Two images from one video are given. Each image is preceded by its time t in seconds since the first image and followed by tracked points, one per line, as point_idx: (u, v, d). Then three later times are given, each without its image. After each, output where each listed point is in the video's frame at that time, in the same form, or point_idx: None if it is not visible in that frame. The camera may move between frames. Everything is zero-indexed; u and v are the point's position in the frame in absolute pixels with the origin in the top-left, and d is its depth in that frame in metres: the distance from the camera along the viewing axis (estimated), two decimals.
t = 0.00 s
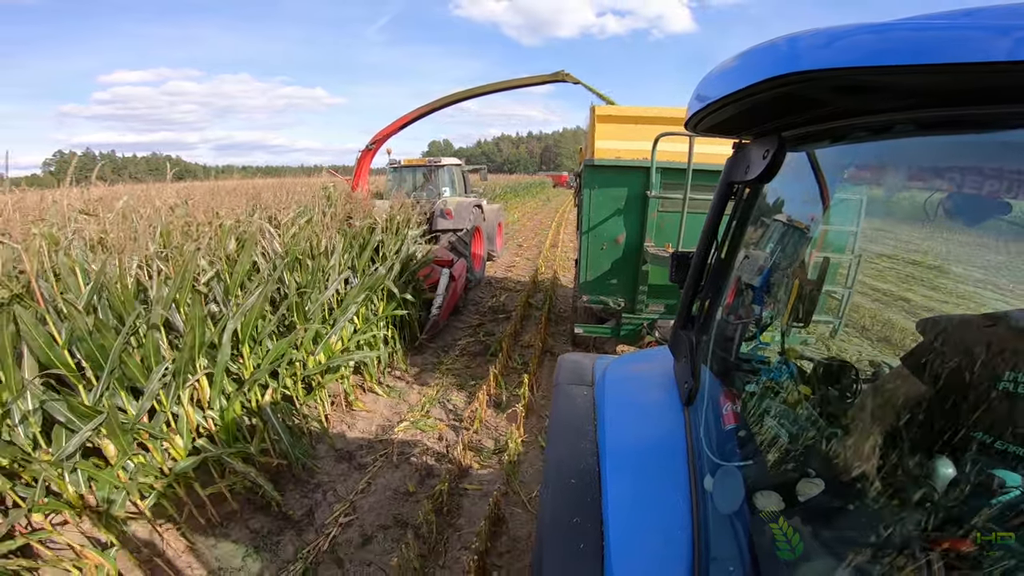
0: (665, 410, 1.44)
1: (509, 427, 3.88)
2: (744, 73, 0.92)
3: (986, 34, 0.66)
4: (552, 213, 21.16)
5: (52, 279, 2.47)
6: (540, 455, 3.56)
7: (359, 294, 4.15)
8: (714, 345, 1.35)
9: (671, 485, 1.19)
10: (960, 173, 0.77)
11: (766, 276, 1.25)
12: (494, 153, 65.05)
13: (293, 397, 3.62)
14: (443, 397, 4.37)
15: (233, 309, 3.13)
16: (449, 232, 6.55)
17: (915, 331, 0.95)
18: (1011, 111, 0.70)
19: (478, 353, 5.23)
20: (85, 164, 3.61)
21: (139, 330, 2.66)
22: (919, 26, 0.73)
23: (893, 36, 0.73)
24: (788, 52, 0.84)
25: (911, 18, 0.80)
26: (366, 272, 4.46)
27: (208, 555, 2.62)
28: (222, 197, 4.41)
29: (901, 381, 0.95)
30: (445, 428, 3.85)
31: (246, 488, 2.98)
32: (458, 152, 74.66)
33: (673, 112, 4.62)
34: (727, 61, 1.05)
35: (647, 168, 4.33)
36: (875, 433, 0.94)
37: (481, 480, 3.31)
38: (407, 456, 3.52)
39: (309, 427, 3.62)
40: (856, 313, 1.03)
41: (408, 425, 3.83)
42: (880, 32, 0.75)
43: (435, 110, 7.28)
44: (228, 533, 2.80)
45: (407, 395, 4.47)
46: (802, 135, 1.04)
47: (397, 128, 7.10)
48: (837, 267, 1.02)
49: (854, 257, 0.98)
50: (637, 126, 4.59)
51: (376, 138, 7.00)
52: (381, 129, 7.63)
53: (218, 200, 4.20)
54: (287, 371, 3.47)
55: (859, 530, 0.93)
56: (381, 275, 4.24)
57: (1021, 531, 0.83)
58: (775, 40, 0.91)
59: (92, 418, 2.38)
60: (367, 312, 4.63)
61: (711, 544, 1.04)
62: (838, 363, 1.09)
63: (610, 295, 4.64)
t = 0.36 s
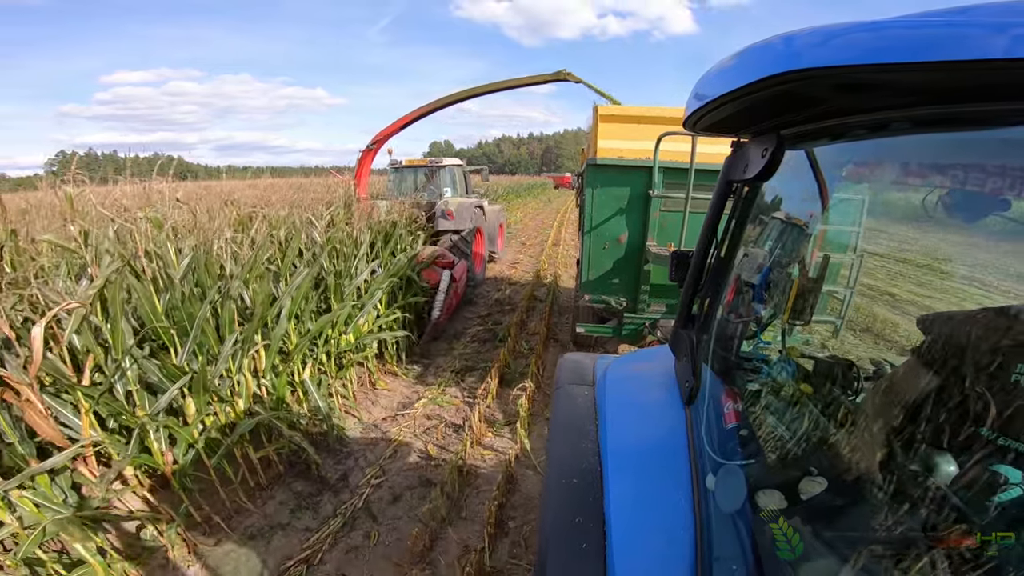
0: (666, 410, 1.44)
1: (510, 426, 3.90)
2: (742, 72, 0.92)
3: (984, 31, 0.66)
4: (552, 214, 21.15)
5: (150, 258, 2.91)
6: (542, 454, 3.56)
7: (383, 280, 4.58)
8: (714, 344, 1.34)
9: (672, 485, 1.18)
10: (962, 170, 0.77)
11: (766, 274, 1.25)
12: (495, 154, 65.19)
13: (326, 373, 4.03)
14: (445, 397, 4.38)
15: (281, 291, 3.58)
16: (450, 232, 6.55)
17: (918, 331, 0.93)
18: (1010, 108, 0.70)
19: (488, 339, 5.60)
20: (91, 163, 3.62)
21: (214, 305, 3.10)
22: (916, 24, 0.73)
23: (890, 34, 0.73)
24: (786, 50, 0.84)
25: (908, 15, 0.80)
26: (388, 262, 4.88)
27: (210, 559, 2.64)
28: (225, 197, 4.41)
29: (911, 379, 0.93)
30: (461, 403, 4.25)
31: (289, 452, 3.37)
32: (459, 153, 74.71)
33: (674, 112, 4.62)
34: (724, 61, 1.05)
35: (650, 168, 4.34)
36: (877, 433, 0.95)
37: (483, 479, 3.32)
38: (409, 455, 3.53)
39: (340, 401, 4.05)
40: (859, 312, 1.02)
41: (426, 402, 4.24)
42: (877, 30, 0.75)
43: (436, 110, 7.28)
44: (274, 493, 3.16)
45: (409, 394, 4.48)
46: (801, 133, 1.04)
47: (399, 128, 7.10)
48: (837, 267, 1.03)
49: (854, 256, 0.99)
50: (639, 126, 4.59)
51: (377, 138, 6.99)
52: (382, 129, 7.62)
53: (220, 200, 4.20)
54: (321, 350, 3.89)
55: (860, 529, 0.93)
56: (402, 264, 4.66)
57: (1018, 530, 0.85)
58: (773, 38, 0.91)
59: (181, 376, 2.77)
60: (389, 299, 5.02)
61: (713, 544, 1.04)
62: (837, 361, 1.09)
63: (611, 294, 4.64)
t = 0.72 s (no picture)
0: (666, 409, 1.44)
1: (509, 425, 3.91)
2: (743, 72, 0.92)
3: (987, 32, 0.66)
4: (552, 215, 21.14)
5: (220, 240, 3.30)
6: (541, 453, 3.56)
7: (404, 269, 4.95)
8: (714, 344, 1.34)
9: (672, 485, 1.19)
10: (961, 170, 0.77)
11: (765, 276, 1.25)
12: (496, 155, 65.22)
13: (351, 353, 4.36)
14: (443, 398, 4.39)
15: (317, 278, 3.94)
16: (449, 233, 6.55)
17: (917, 333, 0.92)
18: (1010, 109, 0.70)
19: (493, 328, 5.92)
20: (92, 163, 3.63)
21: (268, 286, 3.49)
22: (918, 24, 0.73)
23: (892, 35, 0.73)
24: (788, 50, 0.84)
25: (909, 15, 0.80)
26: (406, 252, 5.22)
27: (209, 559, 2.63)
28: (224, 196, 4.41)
29: (909, 379, 0.92)
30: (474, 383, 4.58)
31: (321, 422, 3.68)
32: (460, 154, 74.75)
33: (675, 113, 4.62)
34: (725, 61, 1.05)
35: (650, 168, 4.34)
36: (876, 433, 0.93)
37: (483, 477, 3.32)
38: (406, 454, 3.54)
39: (364, 379, 4.38)
40: (856, 315, 1.01)
41: (431, 394, 4.38)
42: (880, 31, 0.75)
43: (436, 110, 7.28)
44: (309, 459, 3.50)
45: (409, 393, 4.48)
46: (802, 134, 1.04)
47: (399, 129, 7.10)
48: (837, 268, 1.02)
49: (853, 257, 0.99)
50: (639, 127, 4.60)
51: (376, 139, 6.99)
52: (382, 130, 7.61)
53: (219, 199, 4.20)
54: (348, 332, 4.21)
55: (860, 529, 0.93)
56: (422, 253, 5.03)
57: (1019, 530, 0.85)
58: (774, 38, 0.91)
59: (242, 347, 3.14)
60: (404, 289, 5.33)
61: (712, 544, 1.04)
62: (837, 362, 1.08)
63: (611, 294, 4.64)
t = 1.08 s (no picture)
0: (665, 409, 1.44)
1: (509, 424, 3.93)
2: (742, 72, 0.93)
3: (984, 32, 0.66)
4: (552, 216, 21.10)
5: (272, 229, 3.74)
6: (541, 453, 3.57)
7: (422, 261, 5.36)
8: (714, 344, 1.35)
9: (671, 485, 1.19)
10: (961, 170, 0.77)
11: (764, 276, 1.24)
12: (496, 155, 65.24)
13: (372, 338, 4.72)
14: (443, 399, 4.40)
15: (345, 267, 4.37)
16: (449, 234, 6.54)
17: (916, 332, 0.93)
18: (1009, 109, 0.71)
19: (493, 328, 5.95)
20: (93, 162, 3.64)
21: (310, 273, 3.94)
22: (916, 24, 0.73)
23: (891, 35, 0.73)
24: (786, 50, 0.84)
25: (908, 15, 0.80)
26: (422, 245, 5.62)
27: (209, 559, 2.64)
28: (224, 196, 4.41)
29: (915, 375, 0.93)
30: (480, 366, 4.92)
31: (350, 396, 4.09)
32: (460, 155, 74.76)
33: (675, 114, 4.62)
34: (724, 61, 1.05)
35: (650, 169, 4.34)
36: (873, 435, 0.95)
37: (482, 476, 3.34)
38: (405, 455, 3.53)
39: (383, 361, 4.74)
40: (855, 316, 1.04)
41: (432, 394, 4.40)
42: (878, 30, 0.75)
43: (437, 110, 7.28)
44: (338, 432, 3.88)
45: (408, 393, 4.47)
46: (801, 133, 1.04)
47: (399, 129, 7.10)
48: (836, 269, 1.03)
49: (853, 258, 1.00)
50: (639, 128, 4.60)
51: (377, 139, 6.99)
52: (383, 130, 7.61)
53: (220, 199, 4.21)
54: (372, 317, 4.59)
55: (860, 529, 0.94)
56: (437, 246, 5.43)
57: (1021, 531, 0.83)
58: (773, 38, 0.91)
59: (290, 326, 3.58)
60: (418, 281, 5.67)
61: (712, 544, 1.04)
62: (835, 363, 1.09)
63: (611, 295, 4.64)
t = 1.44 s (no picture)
0: (667, 409, 1.44)
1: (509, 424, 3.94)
2: (744, 72, 0.92)
3: (987, 32, 0.66)
4: (552, 216, 21.10)
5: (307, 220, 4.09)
6: (542, 452, 3.58)
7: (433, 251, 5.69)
8: (715, 345, 1.35)
9: (673, 486, 1.19)
10: (962, 170, 0.77)
11: (766, 275, 1.25)
12: (497, 155, 65.24)
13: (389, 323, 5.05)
14: (444, 397, 4.41)
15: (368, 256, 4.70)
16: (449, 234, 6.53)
17: (917, 334, 0.91)
18: (1011, 109, 0.71)
19: (494, 327, 5.95)
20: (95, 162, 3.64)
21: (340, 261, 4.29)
22: (918, 24, 0.73)
23: (892, 35, 0.73)
24: (788, 50, 0.84)
25: (909, 15, 0.80)
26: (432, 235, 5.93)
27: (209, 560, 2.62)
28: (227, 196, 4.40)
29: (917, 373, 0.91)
30: (481, 365, 4.93)
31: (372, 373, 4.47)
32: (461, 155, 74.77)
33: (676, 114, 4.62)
34: (724, 62, 1.05)
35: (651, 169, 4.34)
36: (874, 436, 0.95)
37: (482, 474, 3.35)
38: (406, 455, 3.54)
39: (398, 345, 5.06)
40: (856, 318, 1.03)
41: (432, 393, 4.40)
42: (880, 31, 0.75)
43: (438, 110, 7.25)
44: (360, 408, 4.22)
45: (409, 393, 4.47)
46: (804, 134, 1.04)
47: (399, 129, 7.10)
48: (838, 269, 1.03)
49: (855, 258, 0.99)
50: (641, 128, 4.59)
51: (378, 139, 6.98)
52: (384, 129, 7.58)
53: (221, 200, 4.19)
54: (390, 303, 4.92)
55: (861, 529, 0.93)
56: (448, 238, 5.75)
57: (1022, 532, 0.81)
58: (774, 39, 0.91)
59: (326, 308, 3.96)
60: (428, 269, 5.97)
61: (713, 544, 1.04)
62: (836, 363, 1.08)
63: (611, 295, 4.64)
